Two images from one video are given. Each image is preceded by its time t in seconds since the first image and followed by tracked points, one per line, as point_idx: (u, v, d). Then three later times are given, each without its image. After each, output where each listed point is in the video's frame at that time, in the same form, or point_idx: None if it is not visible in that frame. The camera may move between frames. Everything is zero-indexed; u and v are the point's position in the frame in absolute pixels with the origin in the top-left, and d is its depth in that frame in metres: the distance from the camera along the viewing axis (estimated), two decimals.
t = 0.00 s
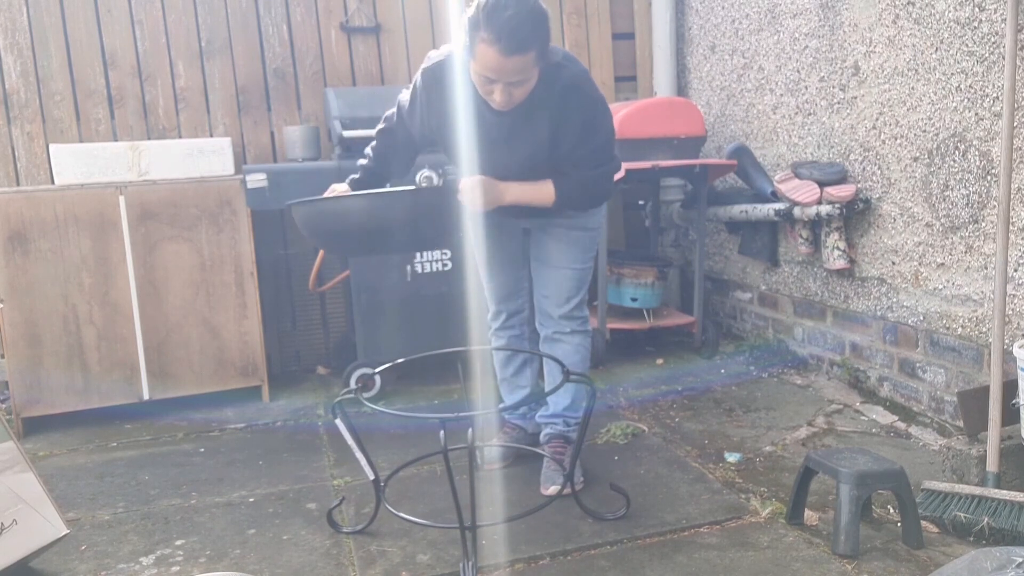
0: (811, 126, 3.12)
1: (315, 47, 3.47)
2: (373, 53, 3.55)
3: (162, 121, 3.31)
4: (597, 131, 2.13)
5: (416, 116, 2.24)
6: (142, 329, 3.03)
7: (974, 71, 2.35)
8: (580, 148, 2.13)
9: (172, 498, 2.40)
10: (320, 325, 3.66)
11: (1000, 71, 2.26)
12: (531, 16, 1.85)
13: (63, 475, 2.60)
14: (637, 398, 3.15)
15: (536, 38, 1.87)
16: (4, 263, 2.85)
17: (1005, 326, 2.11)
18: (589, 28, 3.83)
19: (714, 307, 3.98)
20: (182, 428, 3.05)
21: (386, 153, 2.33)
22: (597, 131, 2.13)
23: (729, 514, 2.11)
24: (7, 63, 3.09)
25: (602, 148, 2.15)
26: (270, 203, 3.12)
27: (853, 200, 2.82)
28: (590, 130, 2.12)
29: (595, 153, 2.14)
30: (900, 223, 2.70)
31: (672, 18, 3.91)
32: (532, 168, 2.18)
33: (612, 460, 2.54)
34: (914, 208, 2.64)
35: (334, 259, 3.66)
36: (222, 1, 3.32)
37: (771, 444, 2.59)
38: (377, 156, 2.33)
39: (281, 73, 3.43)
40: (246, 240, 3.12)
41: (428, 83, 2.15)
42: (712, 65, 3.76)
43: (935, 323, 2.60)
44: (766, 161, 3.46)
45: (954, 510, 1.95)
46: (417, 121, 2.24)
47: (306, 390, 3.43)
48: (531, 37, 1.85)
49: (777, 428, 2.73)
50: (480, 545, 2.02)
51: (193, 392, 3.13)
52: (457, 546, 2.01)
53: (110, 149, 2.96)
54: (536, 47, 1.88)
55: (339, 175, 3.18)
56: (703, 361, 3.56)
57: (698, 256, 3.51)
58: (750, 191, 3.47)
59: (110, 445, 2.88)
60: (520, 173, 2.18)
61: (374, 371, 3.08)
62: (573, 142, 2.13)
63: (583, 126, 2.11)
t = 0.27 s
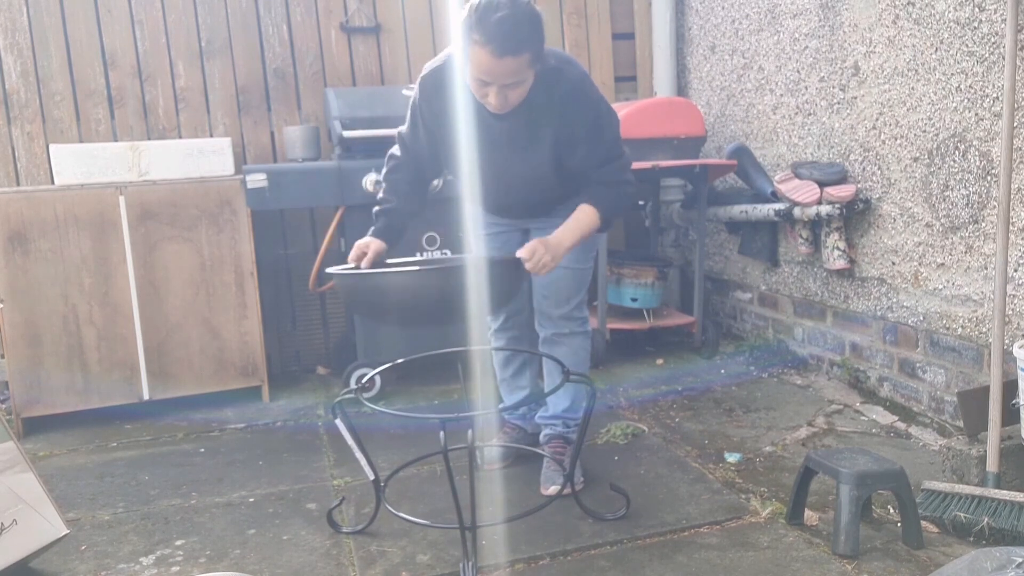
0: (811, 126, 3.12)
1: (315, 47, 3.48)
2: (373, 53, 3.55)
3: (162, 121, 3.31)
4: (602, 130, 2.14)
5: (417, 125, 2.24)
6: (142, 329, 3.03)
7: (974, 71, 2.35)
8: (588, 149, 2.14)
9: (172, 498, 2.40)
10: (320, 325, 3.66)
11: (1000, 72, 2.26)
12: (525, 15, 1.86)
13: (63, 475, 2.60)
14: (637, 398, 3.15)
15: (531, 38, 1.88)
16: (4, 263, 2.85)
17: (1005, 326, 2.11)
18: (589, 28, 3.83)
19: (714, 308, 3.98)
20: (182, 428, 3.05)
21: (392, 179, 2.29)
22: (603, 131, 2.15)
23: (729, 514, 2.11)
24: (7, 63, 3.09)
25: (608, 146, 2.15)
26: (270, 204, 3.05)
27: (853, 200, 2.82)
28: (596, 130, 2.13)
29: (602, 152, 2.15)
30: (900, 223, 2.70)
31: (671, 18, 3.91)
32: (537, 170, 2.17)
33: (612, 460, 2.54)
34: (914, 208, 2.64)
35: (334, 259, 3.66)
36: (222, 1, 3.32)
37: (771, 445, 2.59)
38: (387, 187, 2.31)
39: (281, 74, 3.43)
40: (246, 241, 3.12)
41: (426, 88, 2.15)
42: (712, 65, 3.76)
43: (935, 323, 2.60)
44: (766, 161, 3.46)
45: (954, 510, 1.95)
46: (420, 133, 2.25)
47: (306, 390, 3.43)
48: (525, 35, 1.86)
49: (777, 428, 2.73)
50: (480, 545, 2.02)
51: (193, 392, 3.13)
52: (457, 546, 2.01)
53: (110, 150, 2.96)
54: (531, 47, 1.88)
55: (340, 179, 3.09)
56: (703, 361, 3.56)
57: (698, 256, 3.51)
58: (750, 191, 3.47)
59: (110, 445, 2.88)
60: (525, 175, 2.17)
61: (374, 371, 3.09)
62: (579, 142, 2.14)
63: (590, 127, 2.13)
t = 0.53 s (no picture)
0: (811, 126, 3.12)
1: (315, 46, 3.48)
2: (373, 53, 3.55)
3: (162, 121, 3.31)
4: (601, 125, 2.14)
5: (417, 138, 2.27)
6: (142, 329, 3.03)
7: (974, 71, 2.35)
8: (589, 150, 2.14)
9: (172, 498, 2.40)
10: (320, 325, 3.66)
11: (1000, 72, 2.26)
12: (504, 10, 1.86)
13: (63, 475, 2.60)
14: (637, 398, 3.16)
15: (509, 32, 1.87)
16: (4, 263, 2.85)
17: (1005, 326, 2.11)
18: (589, 28, 3.83)
19: (714, 308, 3.98)
20: (182, 428, 3.05)
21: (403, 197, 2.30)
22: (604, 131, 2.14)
23: (729, 514, 2.11)
24: (7, 63, 3.09)
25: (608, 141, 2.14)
26: (272, 204, 3.05)
27: (853, 200, 2.82)
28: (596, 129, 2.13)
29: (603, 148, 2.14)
30: (900, 223, 2.70)
31: (671, 18, 3.91)
32: (540, 171, 2.17)
33: (613, 460, 2.54)
34: (914, 209, 2.64)
35: (334, 259, 3.66)
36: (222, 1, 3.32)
37: (770, 445, 2.59)
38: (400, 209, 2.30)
39: (281, 74, 3.43)
40: (246, 241, 3.12)
41: (422, 97, 2.17)
42: (712, 65, 3.76)
43: (935, 323, 2.60)
44: (766, 161, 3.46)
45: (954, 510, 1.95)
46: (422, 145, 2.27)
47: (306, 390, 3.43)
48: (502, 29, 1.85)
49: (777, 428, 2.73)
50: (480, 545, 2.02)
51: (193, 392, 3.13)
52: (457, 546, 2.01)
53: (110, 150, 2.95)
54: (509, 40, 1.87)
55: (339, 179, 3.08)
56: (703, 361, 3.56)
57: (698, 256, 3.51)
58: (750, 192, 3.47)
59: (110, 445, 2.88)
60: (527, 175, 2.17)
61: (373, 371, 3.13)
62: (578, 139, 2.13)
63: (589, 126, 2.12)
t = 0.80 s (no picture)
0: (811, 126, 3.12)
1: (315, 46, 3.48)
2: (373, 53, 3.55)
3: (162, 121, 3.31)
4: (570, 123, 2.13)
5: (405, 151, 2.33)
6: (142, 329, 3.03)
7: (974, 71, 2.35)
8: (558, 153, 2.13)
9: (171, 498, 2.40)
10: (320, 325, 3.66)
11: (1000, 72, 2.26)
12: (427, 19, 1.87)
13: (63, 475, 2.60)
14: (637, 398, 3.15)
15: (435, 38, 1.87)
16: (4, 263, 2.85)
17: (1005, 326, 2.11)
18: (589, 28, 3.83)
19: (714, 307, 3.98)
20: (182, 428, 3.05)
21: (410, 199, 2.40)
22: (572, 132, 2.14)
23: (729, 514, 2.11)
24: (7, 63, 3.09)
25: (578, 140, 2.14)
26: (272, 204, 3.05)
27: (853, 200, 2.82)
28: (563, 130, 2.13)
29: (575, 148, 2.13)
30: (900, 223, 2.70)
31: (671, 18, 3.91)
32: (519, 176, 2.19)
33: (613, 460, 2.54)
34: (914, 208, 2.64)
35: (334, 259, 3.66)
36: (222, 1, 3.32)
37: (771, 445, 2.59)
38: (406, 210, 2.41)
39: (280, 74, 3.43)
40: (246, 241, 3.12)
41: (398, 111, 2.29)
42: (712, 65, 3.76)
43: (935, 323, 2.60)
44: (766, 161, 3.46)
45: (954, 510, 1.95)
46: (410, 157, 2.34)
47: (306, 390, 3.43)
48: (424, 36, 1.85)
49: (777, 428, 2.73)
50: (480, 545, 2.02)
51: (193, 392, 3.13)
52: (457, 546, 2.01)
53: (110, 150, 2.96)
54: (433, 45, 1.86)
55: (339, 179, 3.08)
56: (703, 361, 3.56)
57: (698, 256, 3.51)
58: (750, 191, 3.47)
59: (110, 445, 2.88)
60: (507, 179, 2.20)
61: (373, 371, 3.16)
62: (548, 141, 2.13)
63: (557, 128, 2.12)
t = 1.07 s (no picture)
0: (811, 126, 3.12)
1: (315, 46, 3.48)
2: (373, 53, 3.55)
3: (162, 121, 3.30)
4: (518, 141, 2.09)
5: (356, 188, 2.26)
6: (142, 329, 3.03)
7: (974, 71, 2.35)
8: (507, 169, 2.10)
9: (171, 498, 2.40)
10: (320, 325, 3.66)
11: (1000, 72, 2.26)
12: (334, 67, 1.85)
13: (63, 475, 2.60)
14: (637, 398, 3.15)
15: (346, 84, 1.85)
16: (4, 263, 2.85)
17: (1005, 326, 2.11)
18: (589, 29, 3.83)
19: (714, 307, 3.98)
20: (181, 428, 3.05)
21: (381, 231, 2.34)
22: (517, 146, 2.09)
23: (729, 514, 2.11)
24: (7, 63, 3.09)
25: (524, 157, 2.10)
26: (271, 204, 3.05)
27: (853, 200, 2.82)
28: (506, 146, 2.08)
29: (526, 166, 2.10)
30: (900, 223, 2.70)
31: (671, 18, 3.91)
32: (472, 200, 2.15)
33: (613, 460, 2.54)
34: (914, 209, 2.64)
35: (334, 259, 3.66)
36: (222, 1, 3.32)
37: (771, 444, 2.59)
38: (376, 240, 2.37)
39: (280, 73, 3.43)
40: (246, 241, 3.12)
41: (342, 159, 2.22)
42: (712, 65, 3.76)
43: (935, 323, 2.60)
44: (766, 161, 3.46)
45: (954, 510, 1.95)
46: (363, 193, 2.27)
47: (306, 390, 3.43)
48: (340, 81, 1.84)
49: (777, 428, 2.73)
50: (480, 545, 2.02)
51: (193, 392, 3.13)
52: (457, 545, 2.01)
53: (110, 150, 2.96)
54: (353, 92, 1.85)
55: (339, 179, 3.08)
56: (703, 361, 3.56)
57: (698, 256, 3.51)
58: (750, 191, 3.47)
59: (110, 445, 2.88)
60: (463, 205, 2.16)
61: (373, 370, 3.15)
62: (494, 161, 2.09)
63: (500, 145, 2.08)
